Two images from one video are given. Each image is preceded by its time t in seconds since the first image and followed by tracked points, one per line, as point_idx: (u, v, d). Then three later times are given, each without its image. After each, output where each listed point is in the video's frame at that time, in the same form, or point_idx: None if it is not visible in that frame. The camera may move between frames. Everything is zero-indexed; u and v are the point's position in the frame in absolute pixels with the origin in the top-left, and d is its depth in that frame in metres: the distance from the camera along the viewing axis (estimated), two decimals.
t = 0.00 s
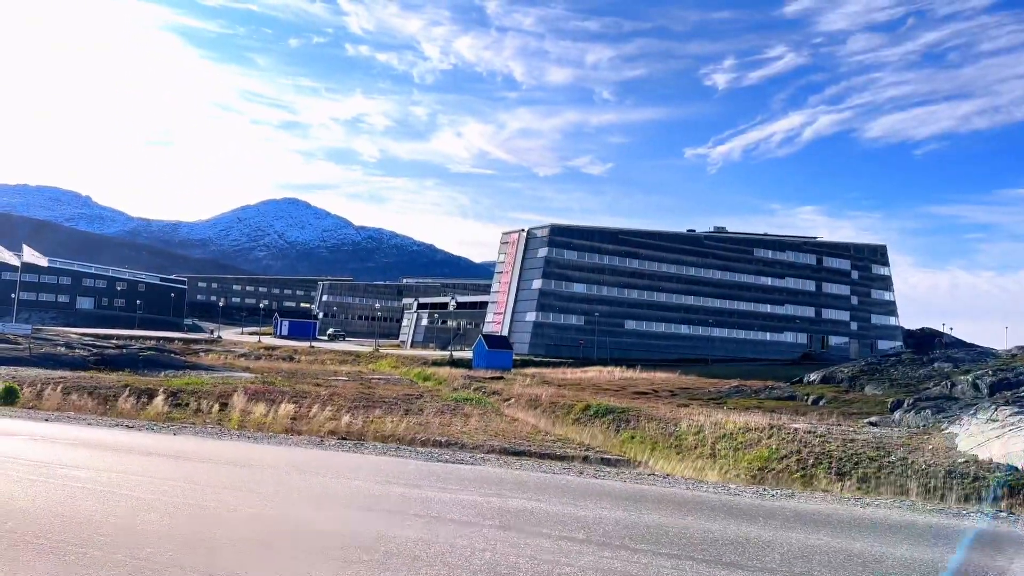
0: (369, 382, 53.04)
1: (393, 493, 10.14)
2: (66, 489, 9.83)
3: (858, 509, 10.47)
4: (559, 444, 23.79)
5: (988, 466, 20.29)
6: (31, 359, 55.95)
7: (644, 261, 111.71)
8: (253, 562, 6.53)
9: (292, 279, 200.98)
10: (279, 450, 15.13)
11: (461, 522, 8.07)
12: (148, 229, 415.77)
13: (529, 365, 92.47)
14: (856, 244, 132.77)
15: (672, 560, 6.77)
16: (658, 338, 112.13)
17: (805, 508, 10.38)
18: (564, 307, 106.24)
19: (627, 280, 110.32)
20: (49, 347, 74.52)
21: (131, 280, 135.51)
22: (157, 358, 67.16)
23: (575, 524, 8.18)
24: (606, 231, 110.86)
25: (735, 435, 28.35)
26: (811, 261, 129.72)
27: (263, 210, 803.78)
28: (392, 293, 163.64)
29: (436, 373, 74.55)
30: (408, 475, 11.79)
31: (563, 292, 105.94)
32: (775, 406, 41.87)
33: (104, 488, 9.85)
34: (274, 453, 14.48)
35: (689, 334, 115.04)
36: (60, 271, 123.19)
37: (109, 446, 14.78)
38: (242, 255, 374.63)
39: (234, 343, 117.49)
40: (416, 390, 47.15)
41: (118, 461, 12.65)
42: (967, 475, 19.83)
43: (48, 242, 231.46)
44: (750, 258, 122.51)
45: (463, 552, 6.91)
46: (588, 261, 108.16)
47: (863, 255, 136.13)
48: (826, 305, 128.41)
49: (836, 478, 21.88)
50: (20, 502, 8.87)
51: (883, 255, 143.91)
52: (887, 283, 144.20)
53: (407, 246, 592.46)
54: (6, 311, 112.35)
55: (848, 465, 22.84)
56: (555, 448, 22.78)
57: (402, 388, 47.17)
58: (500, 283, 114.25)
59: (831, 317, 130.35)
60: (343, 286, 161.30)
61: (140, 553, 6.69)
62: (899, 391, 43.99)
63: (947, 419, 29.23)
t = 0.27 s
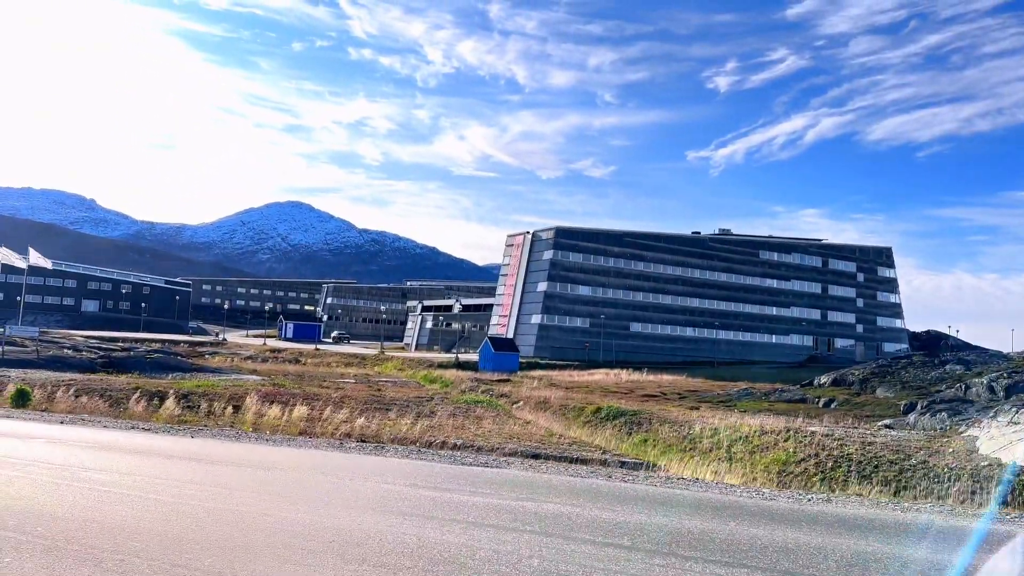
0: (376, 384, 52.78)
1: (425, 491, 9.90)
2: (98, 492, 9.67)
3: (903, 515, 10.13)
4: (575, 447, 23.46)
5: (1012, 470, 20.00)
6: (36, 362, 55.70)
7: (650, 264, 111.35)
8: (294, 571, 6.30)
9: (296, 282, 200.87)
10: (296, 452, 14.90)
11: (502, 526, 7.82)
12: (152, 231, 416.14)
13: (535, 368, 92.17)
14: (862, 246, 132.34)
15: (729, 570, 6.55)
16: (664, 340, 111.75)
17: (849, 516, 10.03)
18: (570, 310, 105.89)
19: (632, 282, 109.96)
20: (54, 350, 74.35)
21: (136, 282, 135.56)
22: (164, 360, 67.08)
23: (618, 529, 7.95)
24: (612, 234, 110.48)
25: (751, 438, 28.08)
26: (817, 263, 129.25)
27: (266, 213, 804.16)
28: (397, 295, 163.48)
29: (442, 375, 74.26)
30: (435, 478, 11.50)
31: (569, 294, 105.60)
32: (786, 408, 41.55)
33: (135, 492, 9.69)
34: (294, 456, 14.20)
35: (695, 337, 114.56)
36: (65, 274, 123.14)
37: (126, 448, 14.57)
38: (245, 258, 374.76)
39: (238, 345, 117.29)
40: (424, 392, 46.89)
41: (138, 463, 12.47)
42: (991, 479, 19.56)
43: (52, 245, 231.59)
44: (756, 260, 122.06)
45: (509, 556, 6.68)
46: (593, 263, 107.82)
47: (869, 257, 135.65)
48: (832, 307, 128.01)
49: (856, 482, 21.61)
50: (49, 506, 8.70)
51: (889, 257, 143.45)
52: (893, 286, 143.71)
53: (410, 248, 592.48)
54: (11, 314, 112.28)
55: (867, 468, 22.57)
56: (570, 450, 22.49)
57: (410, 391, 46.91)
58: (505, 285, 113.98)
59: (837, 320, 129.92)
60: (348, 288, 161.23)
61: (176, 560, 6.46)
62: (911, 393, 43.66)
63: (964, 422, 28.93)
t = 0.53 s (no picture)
0: (383, 389, 52.56)
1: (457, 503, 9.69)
2: (126, 505, 9.47)
3: (942, 526, 9.91)
4: (591, 453, 23.17)
5: None
6: (43, 367, 55.54)
7: (655, 267, 110.93)
8: None
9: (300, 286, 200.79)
10: (315, 460, 14.70)
11: (545, 541, 7.61)
12: (155, 235, 416.41)
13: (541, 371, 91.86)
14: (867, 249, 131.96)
15: None
16: (670, 344, 111.31)
17: (887, 527, 9.83)
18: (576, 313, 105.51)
19: (638, 286, 109.60)
20: (61, 355, 74.25)
21: (140, 287, 135.44)
22: (170, 365, 66.89)
23: (665, 544, 7.73)
24: (617, 237, 110.06)
25: (767, 444, 27.81)
26: (823, 266, 128.77)
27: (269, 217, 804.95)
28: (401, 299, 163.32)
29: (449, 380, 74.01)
30: (464, 488, 11.27)
31: (574, 298, 105.22)
32: (798, 413, 41.23)
33: (163, 506, 9.49)
34: (314, 464, 13.99)
35: (701, 340, 114.13)
36: (70, 279, 123.15)
37: (146, 457, 14.37)
38: (248, 262, 374.84)
39: (244, 350, 117.17)
40: (433, 397, 46.68)
41: (159, 473, 12.27)
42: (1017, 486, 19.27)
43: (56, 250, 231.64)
44: (761, 263, 121.57)
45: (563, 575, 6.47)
46: (598, 267, 107.44)
47: (874, 260, 135.32)
48: (838, 311, 127.58)
49: (878, 489, 21.34)
50: (79, 522, 8.50)
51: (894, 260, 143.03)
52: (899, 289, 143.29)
53: (413, 252, 592.61)
54: (17, 319, 112.24)
55: (888, 475, 22.32)
56: (588, 457, 22.18)
57: (419, 395, 46.69)
58: (511, 289, 113.69)
59: (843, 323, 129.47)
60: (351, 292, 161.04)
61: None
62: (924, 398, 43.37)
63: (982, 427, 28.64)
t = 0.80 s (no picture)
0: (392, 392, 52.32)
1: (491, 507, 9.41)
2: (150, 513, 9.20)
3: (989, 531, 9.66)
4: (608, 457, 22.84)
5: None
6: (50, 372, 55.47)
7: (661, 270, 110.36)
8: None
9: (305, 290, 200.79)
10: (335, 464, 14.42)
11: (589, 549, 7.35)
12: (160, 241, 417.64)
13: (548, 375, 91.47)
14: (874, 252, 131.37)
15: None
16: (676, 347, 110.74)
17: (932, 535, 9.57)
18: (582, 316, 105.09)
19: (644, 289, 109.19)
20: (67, 360, 74.22)
21: (146, 292, 135.46)
22: (178, 370, 66.73)
23: (716, 554, 7.44)
24: (623, 240, 109.38)
25: (786, 447, 27.44)
26: (829, 269, 128.10)
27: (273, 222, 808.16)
28: (406, 303, 163.18)
29: (456, 383, 73.77)
30: (491, 491, 10.95)
31: (580, 301, 104.69)
32: (811, 416, 40.86)
33: (190, 513, 9.19)
34: (335, 468, 13.73)
35: (708, 343, 113.57)
36: (76, 284, 123.27)
37: (163, 462, 14.11)
38: (252, 266, 375.13)
39: (249, 354, 117.10)
40: (442, 400, 46.42)
41: (179, 478, 12.01)
42: None
43: (62, 255, 232.60)
44: (768, 266, 120.79)
45: None
46: (604, 270, 106.86)
47: (881, 262, 134.88)
48: (845, 313, 126.97)
49: (901, 494, 20.90)
50: (106, 532, 8.21)
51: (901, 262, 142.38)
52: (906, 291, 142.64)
53: (417, 256, 593.27)
54: (23, 324, 112.34)
55: (912, 479, 21.92)
56: (605, 461, 21.82)
57: (427, 398, 46.48)
58: (516, 292, 113.30)
59: (850, 325, 128.76)
60: (357, 297, 160.95)
61: None
62: (938, 400, 42.95)
63: (1002, 431, 28.26)
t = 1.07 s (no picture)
0: (399, 398, 52.04)
1: (530, 520, 9.25)
2: (179, 527, 8.99)
3: None
4: (627, 463, 22.58)
5: None
6: (58, 379, 55.24)
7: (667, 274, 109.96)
8: None
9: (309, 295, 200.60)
10: (357, 473, 14.22)
11: (640, 566, 7.30)
12: (164, 246, 417.89)
13: (555, 379, 91.13)
14: (880, 254, 131.02)
15: None
16: (683, 351, 110.37)
17: (978, 554, 9.47)
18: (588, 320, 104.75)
19: (650, 292, 108.82)
20: (74, 366, 74.01)
21: (151, 297, 135.44)
22: (185, 376, 66.54)
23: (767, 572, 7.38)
24: (628, 243, 109.00)
25: (804, 453, 27.23)
26: (835, 272, 127.62)
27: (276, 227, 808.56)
28: (411, 308, 163.02)
29: (463, 388, 73.43)
30: (523, 501, 10.82)
31: (586, 305, 104.37)
32: (823, 421, 40.55)
33: (220, 527, 8.99)
34: (358, 477, 13.52)
35: (714, 346, 113.12)
36: (81, 290, 123.21)
37: (184, 471, 13.90)
38: (256, 271, 375.34)
39: (255, 360, 116.93)
40: (450, 405, 46.10)
41: (204, 488, 11.84)
42: None
43: (65, 261, 232.38)
44: (774, 269, 120.32)
45: None
46: (610, 274, 106.50)
47: (887, 264, 134.45)
48: (851, 316, 126.56)
49: (924, 501, 20.68)
50: (137, 548, 7.99)
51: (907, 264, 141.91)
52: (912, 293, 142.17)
53: (420, 260, 593.17)
54: (29, 330, 112.26)
55: (934, 486, 21.71)
56: (624, 468, 21.61)
57: (436, 404, 46.17)
58: (522, 297, 112.98)
59: (857, 328, 128.26)
60: (361, 301, 160.86)
61: None
62: (952, 405, 42.57)
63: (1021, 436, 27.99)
